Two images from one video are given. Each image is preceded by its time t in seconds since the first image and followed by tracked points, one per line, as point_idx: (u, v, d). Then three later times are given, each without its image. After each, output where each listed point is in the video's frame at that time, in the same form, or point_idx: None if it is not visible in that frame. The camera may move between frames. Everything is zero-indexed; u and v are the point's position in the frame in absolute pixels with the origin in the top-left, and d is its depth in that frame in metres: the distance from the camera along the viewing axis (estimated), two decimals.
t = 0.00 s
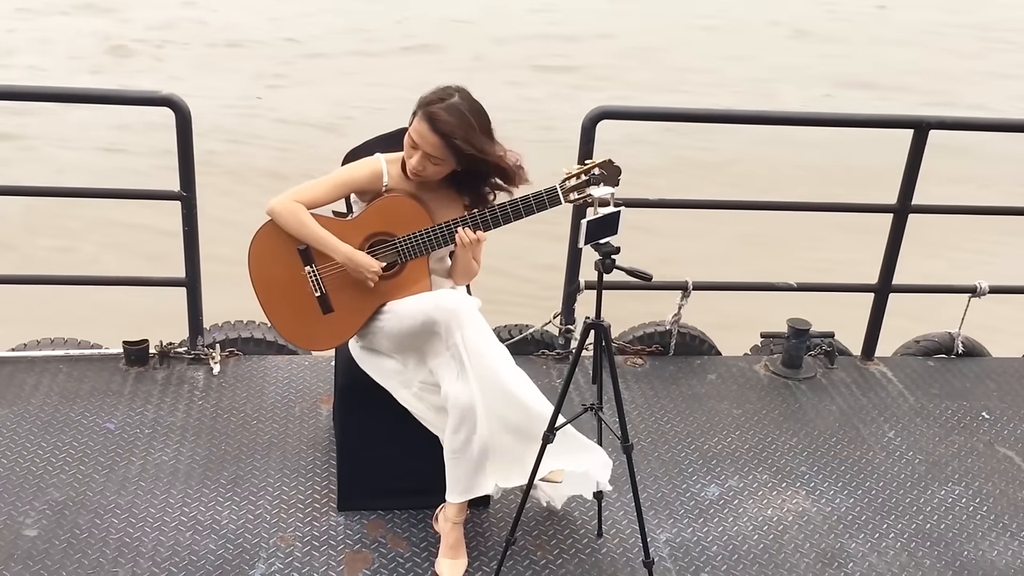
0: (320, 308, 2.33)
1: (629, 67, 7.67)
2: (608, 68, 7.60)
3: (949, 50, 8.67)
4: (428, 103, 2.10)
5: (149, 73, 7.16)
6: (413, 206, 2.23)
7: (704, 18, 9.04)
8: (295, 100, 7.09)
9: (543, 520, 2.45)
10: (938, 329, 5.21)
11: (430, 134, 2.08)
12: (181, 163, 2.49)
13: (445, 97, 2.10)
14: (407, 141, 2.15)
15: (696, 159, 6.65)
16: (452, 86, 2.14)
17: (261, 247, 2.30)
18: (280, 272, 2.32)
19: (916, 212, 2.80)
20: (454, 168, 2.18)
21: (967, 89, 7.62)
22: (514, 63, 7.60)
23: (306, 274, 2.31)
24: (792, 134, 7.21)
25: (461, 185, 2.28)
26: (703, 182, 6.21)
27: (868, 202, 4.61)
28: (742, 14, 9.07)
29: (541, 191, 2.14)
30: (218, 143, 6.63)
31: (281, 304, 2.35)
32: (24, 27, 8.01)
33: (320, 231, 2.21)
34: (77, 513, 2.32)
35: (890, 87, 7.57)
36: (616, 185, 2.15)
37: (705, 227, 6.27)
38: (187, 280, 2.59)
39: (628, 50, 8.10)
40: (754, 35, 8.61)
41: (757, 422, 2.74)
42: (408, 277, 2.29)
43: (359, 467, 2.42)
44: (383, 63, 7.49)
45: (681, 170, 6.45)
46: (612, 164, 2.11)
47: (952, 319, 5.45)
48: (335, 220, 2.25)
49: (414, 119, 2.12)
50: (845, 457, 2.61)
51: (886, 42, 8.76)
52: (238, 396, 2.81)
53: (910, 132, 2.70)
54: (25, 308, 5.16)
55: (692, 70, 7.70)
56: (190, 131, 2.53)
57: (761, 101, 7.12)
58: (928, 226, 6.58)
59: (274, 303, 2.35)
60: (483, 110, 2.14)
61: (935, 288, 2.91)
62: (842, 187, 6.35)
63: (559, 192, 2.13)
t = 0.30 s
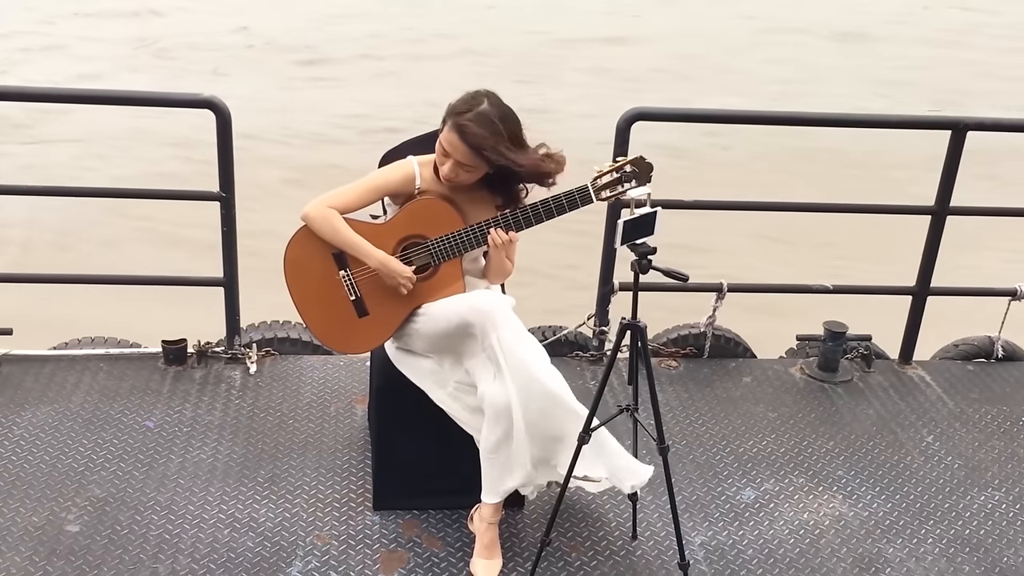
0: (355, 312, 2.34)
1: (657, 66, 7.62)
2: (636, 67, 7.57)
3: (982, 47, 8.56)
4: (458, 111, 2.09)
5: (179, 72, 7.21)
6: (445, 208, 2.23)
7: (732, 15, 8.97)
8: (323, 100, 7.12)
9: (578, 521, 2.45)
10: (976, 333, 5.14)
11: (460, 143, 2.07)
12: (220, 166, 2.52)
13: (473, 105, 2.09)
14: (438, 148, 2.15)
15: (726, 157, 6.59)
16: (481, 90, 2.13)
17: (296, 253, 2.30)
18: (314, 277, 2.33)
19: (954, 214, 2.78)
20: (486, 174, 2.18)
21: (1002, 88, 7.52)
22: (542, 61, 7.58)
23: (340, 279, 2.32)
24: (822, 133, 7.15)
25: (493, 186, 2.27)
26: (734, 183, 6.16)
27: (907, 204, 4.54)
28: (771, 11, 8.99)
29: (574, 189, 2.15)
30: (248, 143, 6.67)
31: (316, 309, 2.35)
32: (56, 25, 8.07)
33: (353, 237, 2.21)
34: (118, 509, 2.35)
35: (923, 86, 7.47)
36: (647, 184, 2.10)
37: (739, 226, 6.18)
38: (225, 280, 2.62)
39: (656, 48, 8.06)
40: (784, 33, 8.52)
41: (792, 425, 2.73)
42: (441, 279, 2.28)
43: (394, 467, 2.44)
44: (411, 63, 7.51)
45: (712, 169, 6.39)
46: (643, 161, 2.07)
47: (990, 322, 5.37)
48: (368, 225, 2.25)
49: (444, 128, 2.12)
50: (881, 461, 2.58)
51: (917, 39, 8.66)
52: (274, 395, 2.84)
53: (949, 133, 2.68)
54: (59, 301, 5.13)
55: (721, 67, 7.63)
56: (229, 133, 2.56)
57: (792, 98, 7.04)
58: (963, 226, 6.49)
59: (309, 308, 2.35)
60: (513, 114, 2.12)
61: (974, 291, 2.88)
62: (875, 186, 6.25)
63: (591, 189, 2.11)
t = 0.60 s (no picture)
0: (390, 312, 2.35)
1: (684, 64, 7.58)
2: (663, 65, 7.53)
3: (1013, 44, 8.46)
4: (490, 115, 2.08)
5: (206, 68, 7.22)
6: (480, 209, 2.23)
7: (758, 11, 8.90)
8: (350, 95, 7.11)
9: (615, 522, 2.45)
10: (1014, 335, 5.08)
11: (493, 147, 2.07)
12: (260, 167, 2.55)
13: (506, 108, 2.08)
14: (472, 151, 2.15)
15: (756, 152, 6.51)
16: (513, 92, 2.12)
17: (332, 254, 2.31)
18: (349, 278, 2.34)
19: (996, 216, 2.75)
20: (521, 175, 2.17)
21: None
22: (569, 61, 7.56)
23: (376, 279, 2.33)
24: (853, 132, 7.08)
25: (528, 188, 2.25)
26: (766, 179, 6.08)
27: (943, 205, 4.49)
28: (799, 10, 8.92)
29: (608, 189, 2.12)
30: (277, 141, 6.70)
31: (352, 309, 2.36)
32: (83, 21, 8.11)
33: (388, 238, 2.22)
34: (159, 506, 2.38)
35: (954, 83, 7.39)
36: (683, 184, 2.09)
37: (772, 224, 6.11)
38: (264, 279, 2.63)
39: (682, 45, 8.00)
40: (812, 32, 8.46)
41: (830, 428, 2.71)
42: (476, 280, 2.29)
43: (431, 467, 2.45)
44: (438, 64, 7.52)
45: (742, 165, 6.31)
46: (679, 161, 2.05)
47: None
48: (403, 225, 2.26)
49: (477, 130, 2.11)
50: (921, 465, 2.56)
51: (947, 36, 8.56)
52: (312, 394, 2.86)
53: (991, 135, 2.66)
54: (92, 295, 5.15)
55: (750, 66, 7.57)
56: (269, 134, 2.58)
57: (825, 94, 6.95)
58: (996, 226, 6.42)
59: (345, 309, 2.36)
60: (546, 116, 2.11)
61: (1016, 295, 2.85)
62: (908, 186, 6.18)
63: (626, 191, 2.10)
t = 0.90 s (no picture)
0: (427, 309, 2.36)
1: (712, 62, 7.53)
2: (691, 64, 7.48)
3: None
4: (531, 116, 2.09)
5: (234, 66, 7.24)
6: (518, 208, 2.23)
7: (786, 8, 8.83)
8: (378, 94, 7.12)
9: (652, 523, 2.44)
10: None
11: (534, 147, 2.08)
12: (299, 165, 2.57)
13: (547, 109, 2.09)
14: (513, 151, 2.15)
15: (786, 153, 6.46)
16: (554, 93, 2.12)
17: (371, 251, 2.34)
18: (388, 275, 2.35)
19: None
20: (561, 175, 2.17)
21: None
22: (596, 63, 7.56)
23: (414, 277, 2.34)
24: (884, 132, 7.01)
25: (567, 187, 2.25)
26: (797, 179, 6.03)
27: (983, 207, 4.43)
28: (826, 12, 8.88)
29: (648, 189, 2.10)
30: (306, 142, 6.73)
31: (391, 306, 2.38)
32: (112, 20, 8.16)
33: (427, 235, 2.24)
34: (198, 502, 2.40)
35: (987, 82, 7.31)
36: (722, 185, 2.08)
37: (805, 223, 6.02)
38: (302, 278, 2.65)
39: (710, 43, 7.96)
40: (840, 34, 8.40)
41: (870, 431, 2.69)
42: (513, 279, 2.29)
43: (468, 466, 2.45)
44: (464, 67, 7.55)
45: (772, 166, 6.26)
46: (718, 163, 2.04)
47: None
48: (441, 224, 2.27)
49: (518, 131, 2.13)
50: (961, 469, 2.54)
51: (980, 33, 8.46)
52: (349, 393, 2.87)
53: None
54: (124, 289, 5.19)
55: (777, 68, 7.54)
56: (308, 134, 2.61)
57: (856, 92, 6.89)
58: None
59: (383, 305, 2.38)
60: (587, 117, 2.11)
61: None
62: (941, 185, 6.11)
63: (665, 192, 2.09)
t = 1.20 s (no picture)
0: (467, 305, 2.37)
1: (741, 60, 7.48)
2: (719, 62, 7.43)
3: None
4: (584, 113, 2.09)
5: (263, 65, 7.28)
6: (561, 206, 2.24)
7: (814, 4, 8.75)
8: (406, 91, 7.13)
9: (687, 523, 2.43)
10: None
11: (585, 144, 2.08)
12: (336, 163, 2.58)
13: (600, 107, 2.08)
14: (561, 147, 2.16)
15: (816, 152, 6.40)
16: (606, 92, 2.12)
17: (413, 246, 2.36)
18: (429, 270, 2.37)
19: None
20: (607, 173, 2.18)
21: None
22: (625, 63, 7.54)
23: (455, 272, 2.35)
24: (917, 130, 6.93)
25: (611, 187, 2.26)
26: (829, 179, 5.97)
27: None
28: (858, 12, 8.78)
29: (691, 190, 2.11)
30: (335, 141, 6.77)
31: (431, 301, 2.40)
32: (142, 19, 8.22)
33: (470, 229, 2.25)
34: (235, 498, 2.42)
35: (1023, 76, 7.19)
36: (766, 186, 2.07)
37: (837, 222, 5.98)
38: (337, 276, 2.67)
39: (738, 39, 7.90)
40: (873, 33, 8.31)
41: (908, 432, 2.66)
42: (555, 276, 2.30)
43: (504, 463, 2.45)
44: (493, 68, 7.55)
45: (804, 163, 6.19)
46: (761, 164, 2.04)
47: None
48: (484, 219, 2.29)
49: (569, 127, 2.13)
50: (1002, 471, 2.50)
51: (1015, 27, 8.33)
52: (384, 390, 2.88)
53: None
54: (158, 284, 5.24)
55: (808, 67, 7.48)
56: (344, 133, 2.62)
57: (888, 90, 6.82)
58: None
59: (423, 300, 2.40)
60: (639, 118, 2.11)
61: None
62: (977, 183, 6.02)
63: (709, 191, 2.09)
